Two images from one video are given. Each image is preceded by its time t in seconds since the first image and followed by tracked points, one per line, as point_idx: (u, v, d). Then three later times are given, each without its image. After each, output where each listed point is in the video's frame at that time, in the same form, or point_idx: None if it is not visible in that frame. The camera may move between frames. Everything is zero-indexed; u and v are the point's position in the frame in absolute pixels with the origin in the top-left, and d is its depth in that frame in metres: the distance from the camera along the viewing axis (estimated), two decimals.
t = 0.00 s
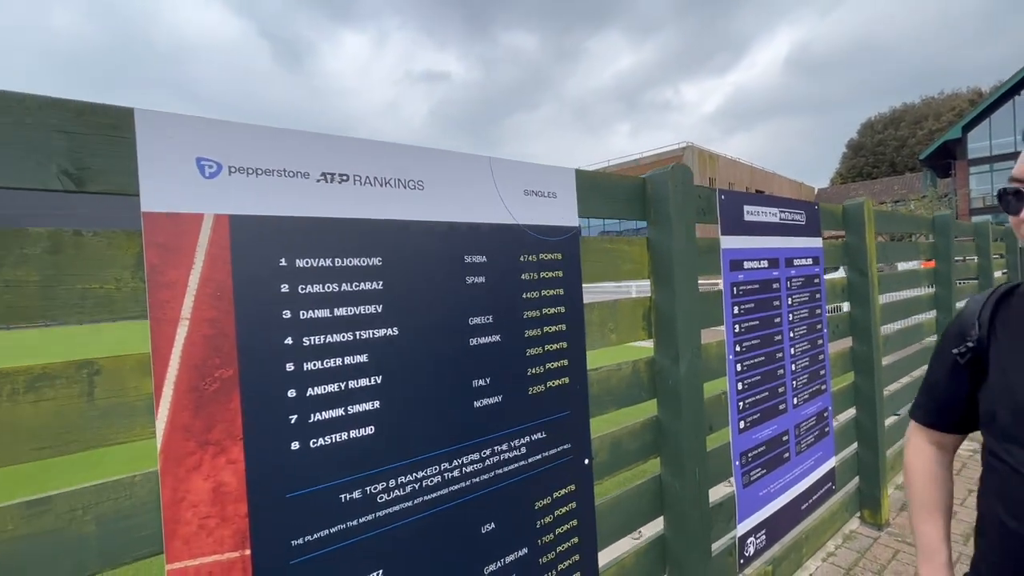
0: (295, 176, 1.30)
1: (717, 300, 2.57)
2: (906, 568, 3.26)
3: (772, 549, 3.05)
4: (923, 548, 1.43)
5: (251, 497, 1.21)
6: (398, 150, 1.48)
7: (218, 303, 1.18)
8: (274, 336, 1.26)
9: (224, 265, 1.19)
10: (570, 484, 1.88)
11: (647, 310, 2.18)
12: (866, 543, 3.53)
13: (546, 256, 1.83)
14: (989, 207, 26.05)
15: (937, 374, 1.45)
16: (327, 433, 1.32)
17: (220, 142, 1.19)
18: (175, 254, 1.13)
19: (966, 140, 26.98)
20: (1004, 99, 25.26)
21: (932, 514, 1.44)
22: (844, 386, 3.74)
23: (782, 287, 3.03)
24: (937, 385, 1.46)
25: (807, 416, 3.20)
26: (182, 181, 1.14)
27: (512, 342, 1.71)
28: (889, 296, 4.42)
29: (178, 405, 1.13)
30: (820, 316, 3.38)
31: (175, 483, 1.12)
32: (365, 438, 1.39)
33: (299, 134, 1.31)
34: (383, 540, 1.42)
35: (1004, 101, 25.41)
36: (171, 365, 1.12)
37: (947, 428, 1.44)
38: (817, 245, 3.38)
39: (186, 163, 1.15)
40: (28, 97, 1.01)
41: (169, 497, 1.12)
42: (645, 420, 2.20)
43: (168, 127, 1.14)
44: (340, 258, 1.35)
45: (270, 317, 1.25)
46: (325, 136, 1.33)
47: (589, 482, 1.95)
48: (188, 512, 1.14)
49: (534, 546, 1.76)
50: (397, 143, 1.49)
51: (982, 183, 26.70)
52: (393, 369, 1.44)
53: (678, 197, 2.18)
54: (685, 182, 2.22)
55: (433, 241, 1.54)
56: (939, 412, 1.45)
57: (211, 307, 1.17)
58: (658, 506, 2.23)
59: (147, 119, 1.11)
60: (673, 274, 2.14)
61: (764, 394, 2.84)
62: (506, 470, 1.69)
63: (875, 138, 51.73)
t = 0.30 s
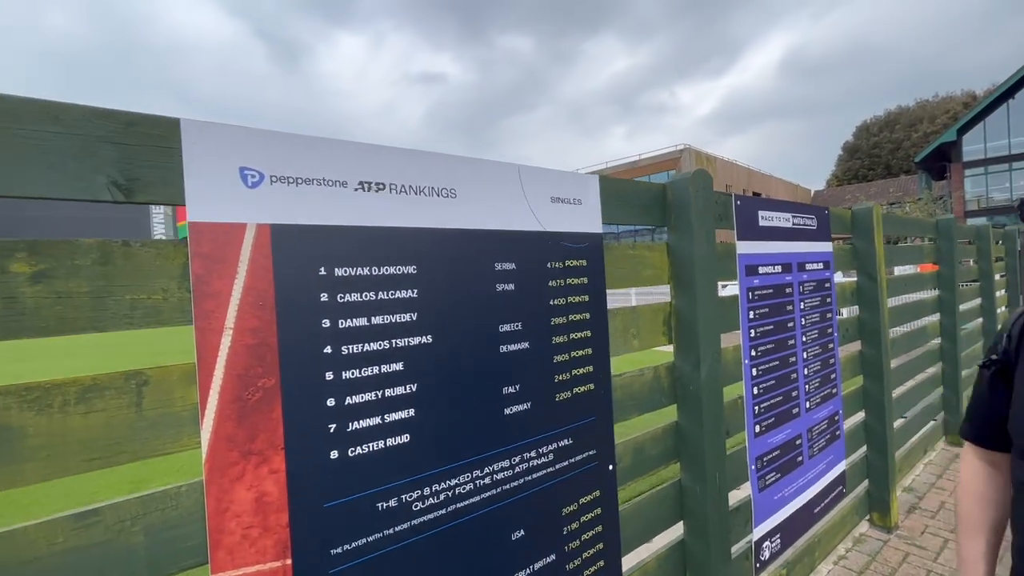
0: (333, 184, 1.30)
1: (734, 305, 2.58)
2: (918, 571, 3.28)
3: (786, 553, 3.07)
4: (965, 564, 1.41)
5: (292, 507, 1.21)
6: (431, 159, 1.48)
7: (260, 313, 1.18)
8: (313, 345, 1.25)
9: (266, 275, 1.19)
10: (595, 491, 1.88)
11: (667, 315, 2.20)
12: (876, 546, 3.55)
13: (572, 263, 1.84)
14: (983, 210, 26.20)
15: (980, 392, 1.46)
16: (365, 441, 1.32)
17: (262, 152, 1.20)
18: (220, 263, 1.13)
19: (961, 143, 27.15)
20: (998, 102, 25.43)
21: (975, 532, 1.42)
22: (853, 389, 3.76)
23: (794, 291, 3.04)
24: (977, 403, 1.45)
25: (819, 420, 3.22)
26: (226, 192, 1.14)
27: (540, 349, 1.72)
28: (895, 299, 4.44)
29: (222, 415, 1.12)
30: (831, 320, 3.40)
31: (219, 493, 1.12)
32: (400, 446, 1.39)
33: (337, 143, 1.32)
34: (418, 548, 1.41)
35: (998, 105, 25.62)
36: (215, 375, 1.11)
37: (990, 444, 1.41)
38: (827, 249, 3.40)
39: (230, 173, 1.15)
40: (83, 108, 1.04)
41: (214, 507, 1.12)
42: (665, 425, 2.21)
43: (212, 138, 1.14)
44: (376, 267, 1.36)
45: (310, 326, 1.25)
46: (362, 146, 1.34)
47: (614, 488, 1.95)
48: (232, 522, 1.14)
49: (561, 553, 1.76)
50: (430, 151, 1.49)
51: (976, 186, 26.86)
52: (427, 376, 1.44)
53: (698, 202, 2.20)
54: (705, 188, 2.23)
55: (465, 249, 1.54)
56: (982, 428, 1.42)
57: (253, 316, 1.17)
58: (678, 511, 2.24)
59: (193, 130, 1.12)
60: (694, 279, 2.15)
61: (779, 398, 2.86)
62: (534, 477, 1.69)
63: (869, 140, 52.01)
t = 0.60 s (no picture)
0: (355, 188, 1.28)
1: (742, 307, 2.58)
2: (920, 570, 3.30)
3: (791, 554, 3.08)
4: None
5: (316, 516, 1.18)
6: (450, 162, 1.47)
7: (282, 318, 1.15)
8: (336, 350, 1.23)
9: (289, 279, 1.17)
10: (610, 495, 1.87)
11: (678, 318, 2.20)
12: (878, 546, 3.57)
13: (586, 266, 1.83)
14: (970, 212, 26.56)
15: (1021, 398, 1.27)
16: (387, 448, 1.30)
17: (284, 155, 1.18)
18: (243, 268, 1.11)
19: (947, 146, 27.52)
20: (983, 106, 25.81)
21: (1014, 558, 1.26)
22: (853, 390, 3.79)
23: (799, 293, 3.06)
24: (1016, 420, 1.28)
25: (823, 421, 3.23)
26: (250, 195, 1.12)
27: (556, 352, 1.71)
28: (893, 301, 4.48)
29: (246, 423, 1.10)
30: (833, 322, 3.42)
31: (243, 503, 1.10)
32: (422, 452, 1.37)
33: (358, 146, 1.30)
34: (439, 556, 1.39)
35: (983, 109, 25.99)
36: (239, 382, 1.09)
37: None
38: (829, 252, 3.42)
39: (252, 176, 1.13)
40: (104, 109, 1.02)
41: (238, 517, 1.09)
42: (676, 428, 2.21)
43: (235, 141, 1.13)
44: (397, 272, 1.34)
45: (334, 331, 1.23)
46: (383, 149, 1.32)
47: (628, 492, 1.94)
48: (256, 532, 1.12)
49: (578, 558, 1.75)
50: (449, 154, 1.48)
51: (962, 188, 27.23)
52: (447, 382, 1.43)
53: (708, 205, 2.20)
54: (715, 191, 2.24)
55: (483, 252, 1.53)
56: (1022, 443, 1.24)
57: (276, 322, 1.14)
58: (689, 514, 2.23)
59: (216, 135, 1.11)
60: (704, 282, 2.15)
61: (784, 400, 2.87)
62: (551, 482, 1.68)
63: (857, 143, 52.60)
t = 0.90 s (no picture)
0: (355, 184, 1.25)
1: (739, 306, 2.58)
2: (913, 568, 3.32)
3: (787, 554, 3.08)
4: None
5: (315, 521, 1.15)
6: (451, 159, 1.45)
7: (281, 317, 1.12)
8: (336, 350, 1.20)
9: (288, 277, 1.13)
10: (611, 496, 1.85)
11: (677, 318, 2.18)
12: (872, 545, 3.58)
13: (587, 265, 1.81)
14: (952, 215, 26.99)
15: None
16: (388, 450, 1.27)
17: (283, 150, 1.14)
18: (242, 265, 1.07)
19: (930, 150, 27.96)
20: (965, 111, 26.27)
21: None
22: (846, 390, 3.81)
23: (794, 293, 3.06)
24: None
25: (818, 420, 3.24)
26: (247, 190, 1.09)
27: (557, 352, 1.69)
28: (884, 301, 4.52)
29: (243, 425, 1.06)
30: (826, 322, 3.43)
31: (241, 508, 1.06)
32: (423, 455, 1.34)
33: (358, 142, 1.27)
34: (441, 560, 1.36)
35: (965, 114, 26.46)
36: (236, 383, 1.05)
37: None
38: (822, 252, 3.44)
39: (251, 171, 1.10)
40: (95, 100, 0.98)
41: (235, 523, 1.05)
42: (676, 429, 2.20)
43: (233, 135, 1.09)
44: (398, 270, 1.31)
45: (334, 331, 1.20)
46: (384, 144, 1.30)
47: (629, 493, 1.92)
48: (253, 538, 1.08)
49: (580, 561, 1.73)
50: (450, 151, 1.45)
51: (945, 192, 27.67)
52: (449, 382, 1.40)
53: (706, 205, 2.19)
54: (713, 191, 2.24)
55: (485, 251, 1.51)
56: None
57: (275, 321, 1.11)
58: (689, 514, 2.22)
59: (212, 128, 1.07)
60: (704, 281, 2.15)
61: (780, 400, 2.87)
62: (553, 483, 1.66)
63: (842, 148, 53.33)
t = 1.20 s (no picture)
0: (344, 179, 1.24)
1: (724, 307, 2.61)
2: (891, 564, 3.38)
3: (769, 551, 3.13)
4: None
5: (301, 519, 1.14)
6: (440, 156, 1.44)
7: (267, 312, 1.11)
8: (324, 347, 1.19)
9: (275, 272, 1.12)
10: (598, 494, 1.86)
11: (663, 317, 2.20)
12: (851, 541, 3.64)
13: (575, 264, 1.82)
14: (930, 220, 27.56)
15: None
16: (375, 447, 1.26)
17: (271, 144, 1.13)
18: (227, 259, 1.06)
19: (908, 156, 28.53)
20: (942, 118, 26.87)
21: None
22: (827, 389, 3.87)
23: (777, 294, 3.11)
24: None
25: (799, 419, 3.29)
26: (234, 184, 1.07)
27: (545, 350, 1.69)
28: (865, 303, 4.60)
29: (228, 421, 1.05)
30: (809, 323, 3.49)
31: (225, 506, 1.04)
32: (411, 452, 1.33)
33: (347, 137, 1.26)
34: (428, 558, 1.36)
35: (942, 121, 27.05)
36: (221, 379, 1.04)
37: None
38: (805, 254, 3.49)
39: (237, 164, 1.08)
40: (80, 91, 0.97)
41: (219, 521, 1.04)
42: (661, 427, 2.22)
43: (219, 127, 1.08)
44: (387, 266, 1.30)
45: (321, 327, 1.18)
46: (373, 140, 1.29)
47: (615, 491, 1.93)
48: (237, 536, 1.07)
49: (567, 559, 1.73)
50: (439, 148, 1.45)
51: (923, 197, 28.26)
52: (437, 380, 1.39)
53: (692, 206, 2.22)
54: (700, 192, 2.26)
55: (474, 248, 1.50)
56: None
57: (261, 317, 1.10)
58: (674, 512, 2.24)
59: (198, 120, 1.06)
60: (689, 281, 2.17)
61: (764, 399, 2.91)
62: (540, 481, 1.66)
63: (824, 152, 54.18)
